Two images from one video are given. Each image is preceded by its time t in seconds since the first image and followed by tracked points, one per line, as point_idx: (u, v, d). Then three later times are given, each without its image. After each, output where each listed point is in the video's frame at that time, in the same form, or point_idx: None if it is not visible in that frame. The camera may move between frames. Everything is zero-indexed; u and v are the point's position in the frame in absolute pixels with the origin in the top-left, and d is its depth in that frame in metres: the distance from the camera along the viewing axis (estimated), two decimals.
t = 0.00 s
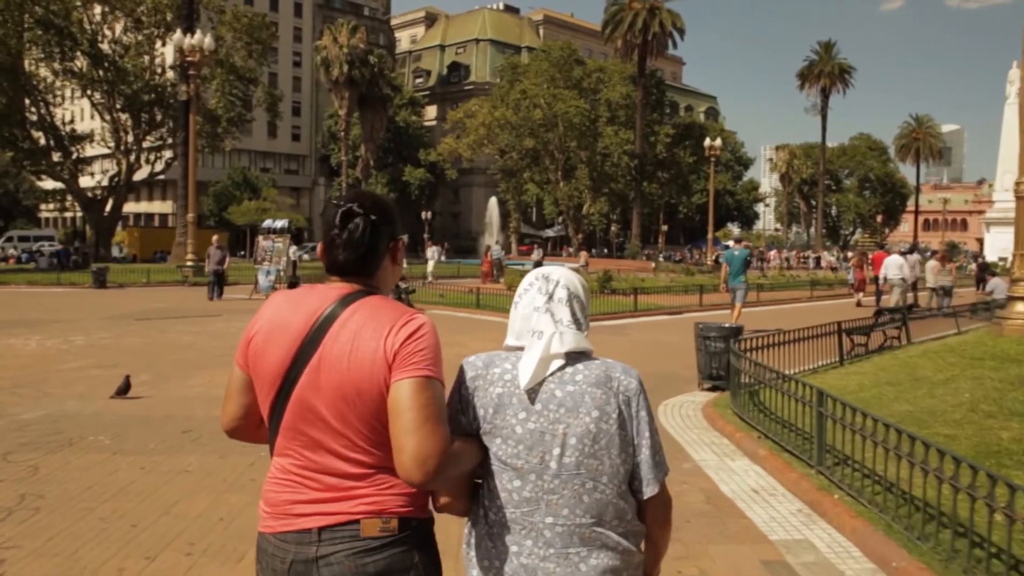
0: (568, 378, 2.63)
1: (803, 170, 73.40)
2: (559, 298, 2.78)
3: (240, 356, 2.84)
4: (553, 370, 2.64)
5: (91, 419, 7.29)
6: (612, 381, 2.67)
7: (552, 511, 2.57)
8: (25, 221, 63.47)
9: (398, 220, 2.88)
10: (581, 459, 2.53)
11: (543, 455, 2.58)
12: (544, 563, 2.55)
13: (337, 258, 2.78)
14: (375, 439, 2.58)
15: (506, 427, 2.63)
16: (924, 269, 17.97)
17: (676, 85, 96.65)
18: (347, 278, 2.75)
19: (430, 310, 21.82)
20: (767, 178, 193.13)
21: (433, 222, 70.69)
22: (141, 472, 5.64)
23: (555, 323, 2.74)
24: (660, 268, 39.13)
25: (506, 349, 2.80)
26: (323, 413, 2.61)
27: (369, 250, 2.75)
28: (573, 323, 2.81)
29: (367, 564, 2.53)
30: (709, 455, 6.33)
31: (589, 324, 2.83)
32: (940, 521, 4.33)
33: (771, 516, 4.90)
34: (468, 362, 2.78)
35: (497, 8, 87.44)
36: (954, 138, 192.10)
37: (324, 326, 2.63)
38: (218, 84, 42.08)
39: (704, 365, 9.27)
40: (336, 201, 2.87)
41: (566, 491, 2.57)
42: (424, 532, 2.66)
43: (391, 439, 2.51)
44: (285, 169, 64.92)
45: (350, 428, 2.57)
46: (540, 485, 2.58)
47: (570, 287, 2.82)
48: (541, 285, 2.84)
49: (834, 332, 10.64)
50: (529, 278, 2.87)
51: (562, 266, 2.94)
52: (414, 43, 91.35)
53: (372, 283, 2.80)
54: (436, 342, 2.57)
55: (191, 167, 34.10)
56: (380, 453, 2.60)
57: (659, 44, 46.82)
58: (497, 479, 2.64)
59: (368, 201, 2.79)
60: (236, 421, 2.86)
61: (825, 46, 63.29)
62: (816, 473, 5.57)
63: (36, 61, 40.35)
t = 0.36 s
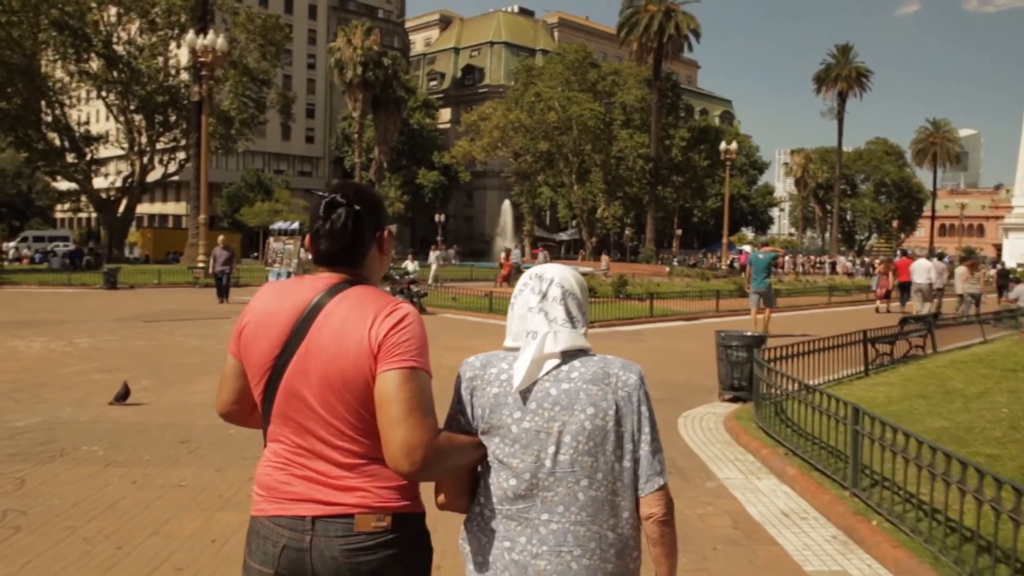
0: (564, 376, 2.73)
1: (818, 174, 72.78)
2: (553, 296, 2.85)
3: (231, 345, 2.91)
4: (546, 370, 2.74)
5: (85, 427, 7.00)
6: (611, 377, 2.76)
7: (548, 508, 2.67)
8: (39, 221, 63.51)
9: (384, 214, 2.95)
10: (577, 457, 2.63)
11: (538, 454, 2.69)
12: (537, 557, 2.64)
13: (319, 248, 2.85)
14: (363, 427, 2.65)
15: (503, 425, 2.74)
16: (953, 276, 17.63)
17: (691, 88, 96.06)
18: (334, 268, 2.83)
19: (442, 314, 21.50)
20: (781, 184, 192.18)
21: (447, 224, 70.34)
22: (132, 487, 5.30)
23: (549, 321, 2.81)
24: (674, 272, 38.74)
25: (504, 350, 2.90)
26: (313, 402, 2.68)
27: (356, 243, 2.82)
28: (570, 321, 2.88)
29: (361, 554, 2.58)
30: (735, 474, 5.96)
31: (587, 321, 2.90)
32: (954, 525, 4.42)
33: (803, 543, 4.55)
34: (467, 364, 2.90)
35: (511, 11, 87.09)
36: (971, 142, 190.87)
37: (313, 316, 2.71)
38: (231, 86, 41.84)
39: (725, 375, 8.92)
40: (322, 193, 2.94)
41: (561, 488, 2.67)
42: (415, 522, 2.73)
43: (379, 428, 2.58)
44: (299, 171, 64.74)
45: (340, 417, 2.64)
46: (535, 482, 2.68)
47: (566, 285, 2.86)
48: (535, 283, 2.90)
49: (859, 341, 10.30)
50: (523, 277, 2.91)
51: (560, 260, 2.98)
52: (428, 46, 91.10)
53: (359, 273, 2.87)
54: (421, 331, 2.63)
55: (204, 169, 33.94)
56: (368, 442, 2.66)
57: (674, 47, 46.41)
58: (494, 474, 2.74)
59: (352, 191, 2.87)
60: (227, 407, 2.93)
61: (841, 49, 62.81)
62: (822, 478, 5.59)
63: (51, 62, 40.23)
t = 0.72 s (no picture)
0: (605, 386, 2.64)
1: (824, 178, 72.42)
2: (596, 307, 2.78)
3: (264, 347, 2.84)
4: (587, 379, 2.65)
5: (74, 433, 6.71)
6: (650, 390, 2.67)
7: (583, 518, 2.58)
8: (44, 221, 63.34)
9: (423, 221, 2.87)
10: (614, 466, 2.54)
11: (574, 462, 2.59)
12: (571, 566, 2.56)
13: (360, 257, 2.79)
14: (397, 432, 2.58)
15: (539, 432, 2.63)
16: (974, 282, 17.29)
17: (697, 91, 95.71)
18: (373, 274, 2.76)
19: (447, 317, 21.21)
20: (785, 188, 191.76)
21: (451, 227, 70.06)
22: (116, 500, 4.99)
23: (591, 330, 2.73)
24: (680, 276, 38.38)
25: (542, 356, 2.79)
26: (345, 404, 2.61)
27: (394, 249, 2.75)
28: (611, 332, 2.80)
29: (391, 556, 2.52)
30: (756, 489, 5.63)
31: (627, 332, 2.82)
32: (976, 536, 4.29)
33: (835, 568, 4.24)
34: (504, 366, 2.79)
35: (518, 13, 86.94)
36: (977, 147, 190.42)
37: (348, 321, 2.64)
38: (236, 86, 41.51)
39: (740, 382, 8.58)
40: (361, 200, 2.88)
41: (596, 498, 2.58)
42: (441, 528, 2.64)
43: (411, 430, 2.51)
44: (304, 172, 64.46)
45: (372, 421, 2.57)
46: (571, 493, 2.58)
47: (608, 293, 2.82)
48: (578, 291, 2.83)
49: (877, 348, 9.94)
50: (565, 285, 2.85)
51: (604, 271, 2.91)
52: (434, 48, 90.87)
53: (397, 279, 2.80)
54: (456, 338, 2.58)
55: (207, 169, 33.63)
56: (401, 448, 2.59)
57: (681, 49, 46.08)
58: (524, 482, 2.65)
59: (393, 200, 2.80)
60: (256, 409, 2.86)
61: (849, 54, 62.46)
62: (839, 488, 5.41)
63: (56, 62, 40.00)
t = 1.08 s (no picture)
0: (622, 384, 2.61)
1: (811, 180, 72.45)
2: (614, 303, 2.76)
3: (271, 347, 2.80)
4: (607, 378, 2.61)
5: (46, 448, 6.41)
6: (665, 390, 2.64)
7: (601, 519, 2.53)
8: (28, 225, 62.68)
9: (430, 216, 2.88)
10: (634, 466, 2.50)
11: (593, 461, 2.55)
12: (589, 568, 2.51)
13: (372, 254, 2.77)
14: (406, 431, 2.54)
15: (556, 429, 2.60)
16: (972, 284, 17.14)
17: (684, 94, 95.75)
18: (382, 273, 2.74)
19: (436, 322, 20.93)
20: (772, 190, 192.36)
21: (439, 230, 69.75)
22: (80, 525, 4.69)
23: (609, 327, 2.71)
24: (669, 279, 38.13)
25: (558, 352, 2.77)
26: (354, 405, 2.57)
27: (405, 246, 2.73)
28: (627, 330, 2.78)
29: (397, 558, 2.47)
30: (761, 506, 5.37)
31: (643, 330, 2.80)
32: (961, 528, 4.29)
33: None
34: (517, 365, 2.77)
35: (506, 17, 86.82)
36: (961, 150, 191.61)
37: (356, 320, 2.61)
38: (222, 89, 41.06)
39: (738, 391, 8.36)
40: (371, 199, 2.87)
41: (615, 498, 2.54)
42: (450, 529, 2.59)
43: (420, 427, 2.48)
44: (291, 176, 64.00)
45: (381, 419, 2.53)
46: (590, 492, 2.54)
47: (625, 289, 2.80)
48: (595, 287, 2.80)
49: (876, 354, 9.70)
50: (582, 278, 2.82)
51: (618, 268, 2.90)
52: (422, 51, 90.43)
53: (406, 278, 2.77)
54: (466, 335, 2.55)
55: (192, 173, 33.16)
56: (410, 447, 2.55)
57: (669, 52, 45.95)
58: (537, 480, 2.61)
59: (404, 198, 2.81)
60: (264, 411, 2.82)
61: (836, 57, 62.56)
62: (842, 499, 5.28)
63: (41, 65, 39.54)
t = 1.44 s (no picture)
0: (584, 395, 2.48)
1: (786, 181, 72.66)
2: (573, 316, 2.61)
3: (248, 360, 2.74)
4: (568, 390, 2.50)
5: None
6: (628, 397, 2.51)
7: (569, 529, 2.42)
8: None
9: (398, 225, 2.76)
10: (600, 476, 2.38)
11: (558, 472, 2.44)
12: None
13: (336, 264, 2.68)
14: (375, 439, 2.48)
15: (521, 446, 2.49)
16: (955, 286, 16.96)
17: (659, 96, 95.86)
18: (347, 282, 2.65)
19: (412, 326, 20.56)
20: (746, 192, 193.48)
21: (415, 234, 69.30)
22: (27, 553, 4.30)
23: (570, 342, 2.58)
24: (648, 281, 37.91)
25: (519, 367, 2.66)
26: (323, 412, 2.52)
27: (368, 256, 2.64)
28: (588, 342, 2.64)
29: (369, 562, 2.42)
30: (757, 520, 5.07)
31: (606, 342, 2.66)
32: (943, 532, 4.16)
33: None
34: (482, 379, 2.66)
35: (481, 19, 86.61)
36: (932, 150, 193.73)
37: (324, 327, 2.55)
38: (194, 92, 40.33)
39: (726, 397, 8.08)
40: (335, 206, 2.75)
41: (583, 509, 2.41)
42: (428, 536, 2.56)
43: (386, 435, 2.40)
44: (265, 179, 63.30)
45: (351, 427, 2.47)
46: (553, 502, 2.43)
47: (585, 300, 2.64)
48: (554, 301, 2.66)
49: (864, 356, 9.43)
50: (541, 293, 2.69)
51: (579, 277, 2.73)
52: (396, 54, 89.87)
53: (373, 285, 2.68)
54: (431, 341, 2.46)
55: (163, 176, 32.57)
56: (381, 452, 2.49)
57: (645, 54, 45.81)
58: (510, 491, 2.51)
59: (368, 206, 2.68)
60: (244, 423, 2.77)
61: (811, 59, 62.77)
62: (843, 510, 5.04)
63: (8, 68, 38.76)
